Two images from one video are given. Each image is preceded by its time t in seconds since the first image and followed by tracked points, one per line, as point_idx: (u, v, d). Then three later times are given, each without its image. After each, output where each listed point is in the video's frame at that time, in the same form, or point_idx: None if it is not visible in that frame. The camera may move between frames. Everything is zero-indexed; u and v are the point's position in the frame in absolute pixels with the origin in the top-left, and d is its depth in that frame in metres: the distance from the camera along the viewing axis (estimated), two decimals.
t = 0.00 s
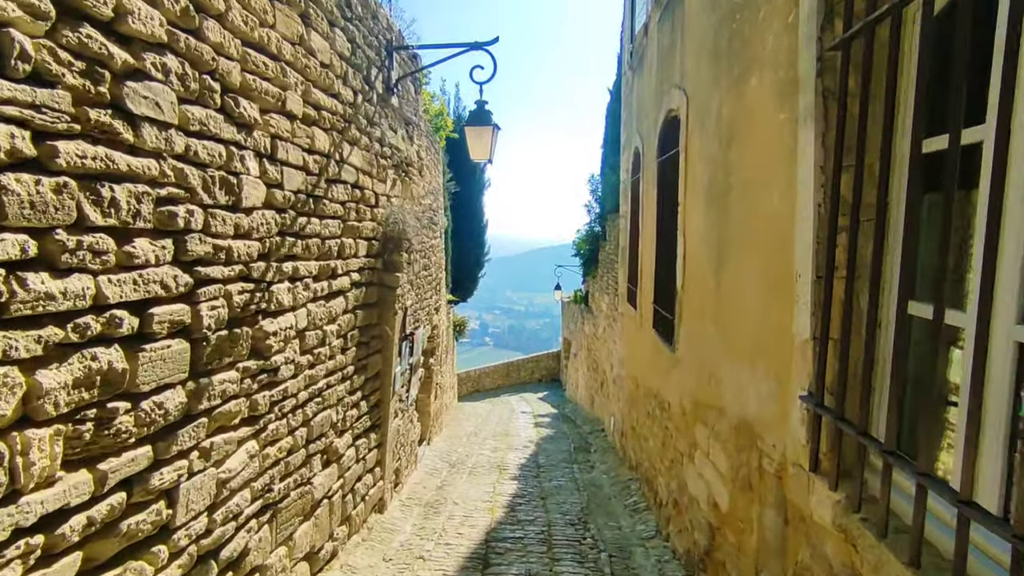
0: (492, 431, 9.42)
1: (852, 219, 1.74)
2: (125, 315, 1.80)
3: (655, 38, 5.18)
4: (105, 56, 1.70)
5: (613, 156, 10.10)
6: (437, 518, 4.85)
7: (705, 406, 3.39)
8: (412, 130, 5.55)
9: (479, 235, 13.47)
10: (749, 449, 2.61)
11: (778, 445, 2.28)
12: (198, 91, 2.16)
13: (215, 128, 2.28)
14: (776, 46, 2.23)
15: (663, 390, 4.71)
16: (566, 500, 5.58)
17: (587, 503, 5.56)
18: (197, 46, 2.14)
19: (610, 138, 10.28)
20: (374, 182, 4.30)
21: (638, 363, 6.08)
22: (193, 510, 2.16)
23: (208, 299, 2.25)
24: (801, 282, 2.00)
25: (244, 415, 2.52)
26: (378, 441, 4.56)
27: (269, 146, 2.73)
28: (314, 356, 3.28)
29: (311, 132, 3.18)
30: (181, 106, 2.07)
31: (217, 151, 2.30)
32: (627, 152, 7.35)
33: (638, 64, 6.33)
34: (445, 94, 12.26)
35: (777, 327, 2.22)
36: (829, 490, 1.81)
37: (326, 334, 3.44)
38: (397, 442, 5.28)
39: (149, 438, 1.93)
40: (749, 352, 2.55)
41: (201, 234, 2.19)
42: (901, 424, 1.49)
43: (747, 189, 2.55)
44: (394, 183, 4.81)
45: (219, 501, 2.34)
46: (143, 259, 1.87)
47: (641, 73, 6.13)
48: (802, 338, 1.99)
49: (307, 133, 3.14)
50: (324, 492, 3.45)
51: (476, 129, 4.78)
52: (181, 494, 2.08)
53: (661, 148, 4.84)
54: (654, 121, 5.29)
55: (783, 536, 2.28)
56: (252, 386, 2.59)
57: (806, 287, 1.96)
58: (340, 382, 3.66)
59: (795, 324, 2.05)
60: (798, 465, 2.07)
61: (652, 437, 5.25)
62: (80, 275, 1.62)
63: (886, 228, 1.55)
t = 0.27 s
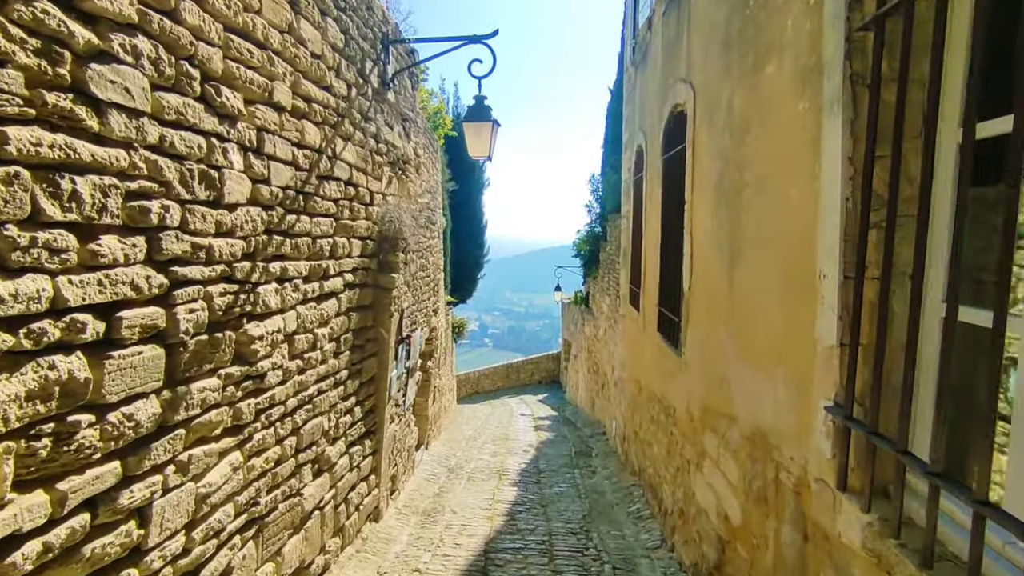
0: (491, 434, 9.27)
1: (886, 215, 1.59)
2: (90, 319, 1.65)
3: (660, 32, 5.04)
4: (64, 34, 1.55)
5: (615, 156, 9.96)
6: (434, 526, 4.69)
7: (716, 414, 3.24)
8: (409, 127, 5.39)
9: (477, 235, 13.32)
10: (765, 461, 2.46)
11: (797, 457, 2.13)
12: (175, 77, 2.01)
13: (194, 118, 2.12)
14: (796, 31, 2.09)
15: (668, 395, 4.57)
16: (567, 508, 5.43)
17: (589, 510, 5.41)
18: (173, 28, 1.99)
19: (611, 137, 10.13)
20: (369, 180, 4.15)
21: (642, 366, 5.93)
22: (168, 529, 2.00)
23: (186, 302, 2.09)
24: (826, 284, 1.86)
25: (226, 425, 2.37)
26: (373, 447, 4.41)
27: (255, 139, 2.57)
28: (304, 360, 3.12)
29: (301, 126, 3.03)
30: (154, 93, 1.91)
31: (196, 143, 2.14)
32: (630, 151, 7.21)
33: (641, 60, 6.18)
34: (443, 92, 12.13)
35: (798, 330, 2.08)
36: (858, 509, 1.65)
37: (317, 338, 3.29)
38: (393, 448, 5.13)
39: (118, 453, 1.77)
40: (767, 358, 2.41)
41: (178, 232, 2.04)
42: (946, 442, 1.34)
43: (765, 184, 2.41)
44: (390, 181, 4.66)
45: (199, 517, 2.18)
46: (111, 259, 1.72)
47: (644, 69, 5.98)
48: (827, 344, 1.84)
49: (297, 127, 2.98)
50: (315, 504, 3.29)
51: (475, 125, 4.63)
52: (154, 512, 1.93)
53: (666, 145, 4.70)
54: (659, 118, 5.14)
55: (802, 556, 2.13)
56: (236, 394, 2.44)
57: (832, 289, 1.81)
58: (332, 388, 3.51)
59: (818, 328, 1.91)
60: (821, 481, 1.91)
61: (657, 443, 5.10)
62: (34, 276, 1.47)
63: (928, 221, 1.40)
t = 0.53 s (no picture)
0: (489, 437, 9.11)
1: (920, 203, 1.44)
2: (39, 317, 1.49)
3: (662, 24, 4.89)
4: None
5: (615, 154, 9.81)
6: (429, 534, 4.53)
7: (722, 418, 3.10)
8: (404, 122, 5.24)
9: (475, 236, 13.17)
10: (778, 469, 2.31)
11: (816, 467, 1.97)
12: (142, 56, 1.86)
13: (164, 101, 1.96)
14: (817, 8, 1.96)
15: (671, 398, 4.42)
16: (567, 514, 5.27)
17: (589, 516, 5.25)
18: (140, 2, 1.83)
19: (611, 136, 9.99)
20: (360, 174, 4.00)
21: (643, 368, 5.78)
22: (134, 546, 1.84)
23: (154, 300, 1.93)
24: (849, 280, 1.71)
25: (201, 432, 2.20)
26: (365, 452, 4.25)
27: (234, 126, 2.41)
28: (289, 362, 2.96)
29: (285, 115, 2.87)
30: (116, 72, 1.75)
31: (167, 128, 1.98)
32: (631, 148, 7.06)
33: (643, 54, 6.03)
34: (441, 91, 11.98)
35: (816, 330, 1.94)
36: (889, 527, 1.50)
37: (304, 339, 3.13)
38: (387, 453, 4.97)
39: (73, 464, 1.61)
40: (780, 360, 2.27)
41: (146, 223, 1.88)
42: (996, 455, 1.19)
43: (780, 175, 2.28)
44: (383, 176, 4.51)
45: (170, 532, 2.02)
46: (65, 251, 1.56)
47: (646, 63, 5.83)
48: (851, 346, 1.69)
49: (282, 116, 2.83)
50: (302, 513, 3.13)
51: (471, 119, 4.47)
52: (117, 529, 1.77)
53: (669, 140, 4.55)
54: (661, 113, 4.99)
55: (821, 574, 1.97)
56: (212, 399, 2.28)
57: (856, 285, 1.66)
58: (319, 391, 3.35)
59: (840, 327, 1.76)
60: (843, 494, 1.76)
61: (659, 447, 4.94)
62: None
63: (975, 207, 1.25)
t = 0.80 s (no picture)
0: (487, 440, 8.95)
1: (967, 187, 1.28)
2: None
3: (665, 14, 4.74)
4: None
5: (615, 153, 9.66)
6: (424, 543, 4.36)
7: (731, 422, 2.93)
8: (398, 117, 5.09)
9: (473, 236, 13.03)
10: (795, 479, 2.15)
11: (839, 479, 1.81)
12: (101, 29, 1.69)
13: (127, 80, 1.80)
14: None
15: (676, 402, 4.26)
16: (567, 521, 5.10)
17: (590, 523, 5.08)
18: None
19: (611, 134, 9.84)
20: (351, 169, 3.84)
21: (645, 371, 5.62)
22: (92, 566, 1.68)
23: (116, 297, 1.77)
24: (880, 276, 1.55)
25: (171, 441, 2.04)
26: (357, 458, 4.08)
27: (210, 111, 2.25)
28: (272, 365, 2.80)
29: (269, 103, 2.71)
30: (69, 44, 1.59)
31: (130, 110, 1.82)
32: (632, 145, 6.91)
33: (644, 48, 5.88)
34: (438, 89, 11.85)
35: (840, 330, 1.79)
36: (930, 551, 1.33)
37: (289, 340, 2.97)
38: (381, 458, 4.81)
39: (17, 480, 1.45)
40: (796, 361, 2.11)
41: (105, 212, 1.72)
42: None
43: (797, 163, 2.12)
44: (376, 172, 4.35)
45: (135, 549, 1.86)
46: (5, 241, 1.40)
47: (648, 57, 5.67)
48: (882, 347, 1.53)
49: (264, 103, 2.67)
50: (287, 524, 2.97)
51: (467, 112, 4.32)
52: (70, 549, 1.60)
53: (673, 134, 4.39)
54: (664, 106, 4.84)
55: None
56: (184, 405, 2.11)
57: (888, 279, 1.50)
58: (306, 395, 3.18)
59: (869, 326, 1.60)
60: (872, 511, 1.59)
61: (663, 452, 4.78)
62: None
63: None
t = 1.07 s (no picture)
0: (485, 444, 8.77)
1: None
2: None
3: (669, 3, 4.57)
4: None
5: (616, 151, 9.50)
6: (419, 552, 4.18)
7: (743, 428, 2.76)
8: (392, 110, 4.92)
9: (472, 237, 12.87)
10: (818, 491, 1.97)
11: (872, 493, 1.63)
12: None
13: (83, 50, 1.62)
14: None
15: (682, 405, 4.08)
16: (568, 529, 4.92)
17: (591, 531, 4.90)
18: None
19: (612, 132, 9.68)
20: (341, 161, 3.67)
21: (648, 373, 5.45)
22: None
23: (69, 290, 1.59)
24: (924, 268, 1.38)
25: (136, 450, 1.86)
26: (348, 464, 3.91)
27: (182, 91, 2.07)
28: (254, 366, 2.62)
29: (250, 87, 2.54)
30: (11, 6, 1.41)
31: (88, 84, 1.64)
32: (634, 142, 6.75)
33: (647, 41, 5.72)
34: (436, 88, 11.69)
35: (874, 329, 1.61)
36: None
37: (273, 340, 2.79)
38: (375, 463, 4.63)
39: None
40: (820, 360, 1.94)
41: (56, 196, 1.54)
42: None
43: (818, 145, 1.95)
44: (369, 166, 4.18)
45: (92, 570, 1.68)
46: None
47: (651, 49, 5.51)
48: (927, 346, 1.35)
49: (245, 87, 2.49)
50: (271, 537, 2.79)
51: (464, 103, 4.15)
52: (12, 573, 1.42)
53: (678, 126, 4.22)
54: (668, 99, 4.67)
55: None
56: (152, 409, 1.94)
57: (936, 269, 1.32)
58: (291, 399, 3.01)
59: (911, 322, 1.42)
60: (914, 530, 1.42)
61: (667, 458, 4.60)
62: None
63: None
